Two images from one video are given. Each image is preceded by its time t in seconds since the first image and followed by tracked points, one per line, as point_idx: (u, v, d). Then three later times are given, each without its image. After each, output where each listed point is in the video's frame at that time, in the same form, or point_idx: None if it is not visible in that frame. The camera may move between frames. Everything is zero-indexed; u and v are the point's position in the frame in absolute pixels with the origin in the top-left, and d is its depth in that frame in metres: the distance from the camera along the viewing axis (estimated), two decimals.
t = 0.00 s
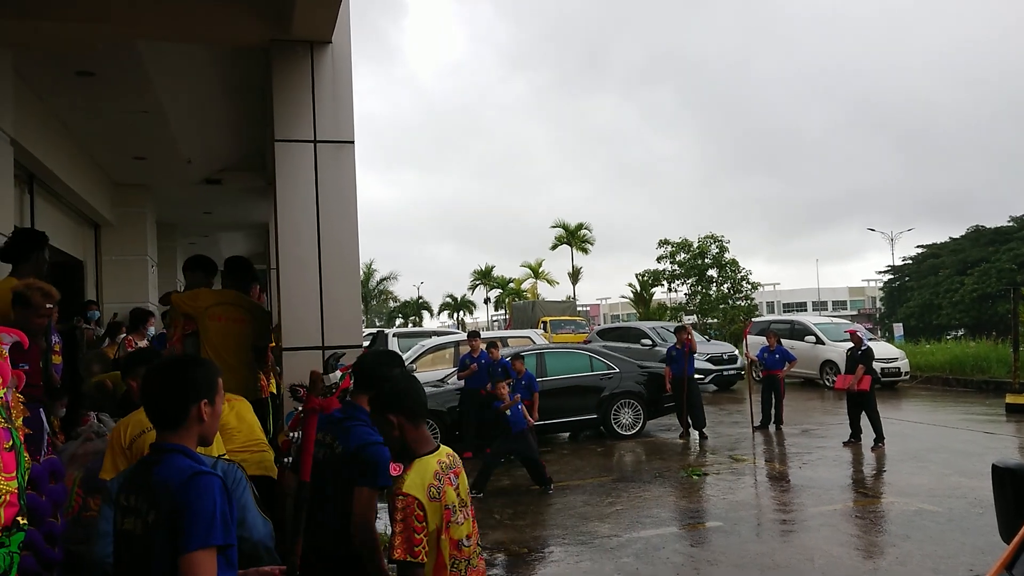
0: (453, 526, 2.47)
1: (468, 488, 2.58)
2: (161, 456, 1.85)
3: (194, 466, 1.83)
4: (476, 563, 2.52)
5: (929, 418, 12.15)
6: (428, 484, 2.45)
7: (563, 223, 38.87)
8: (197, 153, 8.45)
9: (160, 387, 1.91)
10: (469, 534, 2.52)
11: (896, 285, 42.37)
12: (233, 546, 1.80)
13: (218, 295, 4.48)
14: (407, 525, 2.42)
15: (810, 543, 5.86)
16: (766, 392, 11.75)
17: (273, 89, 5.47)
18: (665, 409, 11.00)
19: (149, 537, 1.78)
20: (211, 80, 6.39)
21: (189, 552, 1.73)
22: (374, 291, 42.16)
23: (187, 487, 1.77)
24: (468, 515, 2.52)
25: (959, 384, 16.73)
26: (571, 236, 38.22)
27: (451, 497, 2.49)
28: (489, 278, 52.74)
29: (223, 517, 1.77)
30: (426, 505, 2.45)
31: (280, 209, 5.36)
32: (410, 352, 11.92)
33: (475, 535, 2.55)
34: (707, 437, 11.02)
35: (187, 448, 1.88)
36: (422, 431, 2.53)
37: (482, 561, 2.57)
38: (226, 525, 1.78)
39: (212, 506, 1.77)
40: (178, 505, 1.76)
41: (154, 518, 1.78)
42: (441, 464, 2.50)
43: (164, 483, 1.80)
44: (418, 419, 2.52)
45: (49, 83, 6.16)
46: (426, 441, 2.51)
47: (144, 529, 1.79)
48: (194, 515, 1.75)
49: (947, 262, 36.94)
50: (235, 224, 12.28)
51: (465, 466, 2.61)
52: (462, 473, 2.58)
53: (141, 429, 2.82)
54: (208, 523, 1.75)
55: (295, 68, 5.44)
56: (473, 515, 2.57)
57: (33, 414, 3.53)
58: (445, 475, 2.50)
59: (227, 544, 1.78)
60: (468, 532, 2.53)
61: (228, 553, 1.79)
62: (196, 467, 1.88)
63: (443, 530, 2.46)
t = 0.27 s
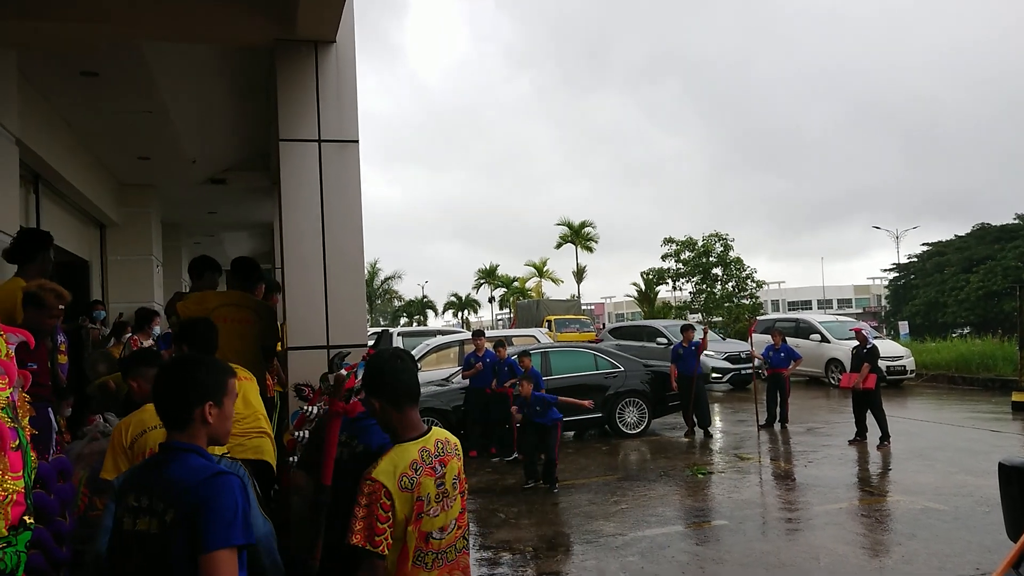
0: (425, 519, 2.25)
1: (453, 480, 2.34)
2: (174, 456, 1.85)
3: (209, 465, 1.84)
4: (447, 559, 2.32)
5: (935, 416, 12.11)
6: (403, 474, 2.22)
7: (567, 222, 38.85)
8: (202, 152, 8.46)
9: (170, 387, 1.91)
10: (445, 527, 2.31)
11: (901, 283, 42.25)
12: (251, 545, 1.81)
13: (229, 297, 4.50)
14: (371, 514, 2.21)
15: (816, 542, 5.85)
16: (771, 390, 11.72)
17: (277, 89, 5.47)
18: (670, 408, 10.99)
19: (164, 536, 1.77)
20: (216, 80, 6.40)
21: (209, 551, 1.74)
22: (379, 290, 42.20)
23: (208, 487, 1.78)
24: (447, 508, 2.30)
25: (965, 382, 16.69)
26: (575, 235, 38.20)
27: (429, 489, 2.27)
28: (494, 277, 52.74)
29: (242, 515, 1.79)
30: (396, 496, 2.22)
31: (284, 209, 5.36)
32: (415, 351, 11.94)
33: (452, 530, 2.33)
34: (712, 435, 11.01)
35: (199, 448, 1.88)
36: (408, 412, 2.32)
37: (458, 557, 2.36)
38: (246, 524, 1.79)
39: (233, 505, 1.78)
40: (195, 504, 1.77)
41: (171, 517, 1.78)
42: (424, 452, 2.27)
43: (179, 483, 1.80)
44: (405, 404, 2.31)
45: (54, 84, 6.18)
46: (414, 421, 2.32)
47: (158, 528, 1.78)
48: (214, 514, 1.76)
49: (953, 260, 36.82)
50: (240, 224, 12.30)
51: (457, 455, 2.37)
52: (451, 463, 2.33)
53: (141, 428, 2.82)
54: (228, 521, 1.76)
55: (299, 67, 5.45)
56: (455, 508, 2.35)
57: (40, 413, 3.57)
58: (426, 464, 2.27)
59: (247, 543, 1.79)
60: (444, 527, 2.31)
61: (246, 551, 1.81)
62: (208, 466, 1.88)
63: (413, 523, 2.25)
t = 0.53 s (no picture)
0: (412, 516, 2.28)
1: (455, 495, 2.31)
2: (199, 459, 1.83)
3: (234, 470, 1.81)
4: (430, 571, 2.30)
5: (942, 415, 12.07)
6: (394, 459, 2.29)
7: (573, 221, 38.84)
8: (207, 153, 8.48)
9: (197, 388, 1.90)
10: (435, 537, 2.30)
11: (908, 282, 42.12)
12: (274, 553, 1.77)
13: (232, 298, 4.56)
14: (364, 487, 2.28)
15: (823, 541, 5.83)
16: (777, 389, 11.70)
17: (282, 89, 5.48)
18: (677, 407, 10.98)
19: (187, 541, 1.73)
20: (222, 81, 6.42)
21: (232, 559, 1.69)
22: (385, 290, 42.30)
23: (231, 492, 1.74)
24: (435, 515, 2.29)
25: (972, 380, 16.62)
26: (581, 234, 38.21)
27: (422, 490, 2.29)
28: (500, 276, 52.84)
29: (265, 523, 1.75)
30: (386, 479, 2.30)
31: (290, 209, 5.37)
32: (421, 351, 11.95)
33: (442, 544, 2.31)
34: (718, 434, 10.99)
35: (223, 452, 1.86)
36: (438, 414, 2.37)
37: None
38: (269, 532, 1.75)
39: (256, 513, 1.74)
40: (219, 510, 1.73)
41: (194, 523, 1.74)
42: (426, 450, 2.31)
43: (203, 487, 1.76)
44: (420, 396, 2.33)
45: (61, 84, 6.20)
46: (438, 422, 2.36)
47: (181, 533, 1.74)
48: (237, 521, 1.72)
49: (960, 259, 36.69)
50: (247, 224, 12.32)
51: (468, 474, 2.33)
52: (457, 477, 2.31)
53: (139, 430, 2.86)
54: (251, 530, 1.72)
55: (304, 68, 5.46)
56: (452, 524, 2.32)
57: (49, 413, 3.60)
58: (425, 463, 2.31)
59: (269, 550, 1.75)
60: (432, 532, 2.30)
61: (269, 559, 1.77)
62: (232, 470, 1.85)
63: (395, 513, 2.29)
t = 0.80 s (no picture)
0: (384, 506, 2.43)
1: (429, 493, 2.32)
2: (226, 461, 1.80)
3: (257, 477, 1.77)
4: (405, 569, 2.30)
5: (949, 413, 12.03)
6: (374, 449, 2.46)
7: (578, 220, 38.82)
8: (213, 153, 8.50)
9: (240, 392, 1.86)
10: (411, 533, 2.32)
11: (914, 280, 41.97)
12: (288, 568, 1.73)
13: (240, 296, 4.54)
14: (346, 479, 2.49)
15: (830, 540, 5.81)
16: (784, 388, 11.67)
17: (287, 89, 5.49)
18: (682, 406, 10.96)
19: (202, 544, 1.73)
20: (228, 81, 6.43)
21: (242, 568, 1.68)
22: (390, 290, 42.35)
23: (247, 500, 1.71)
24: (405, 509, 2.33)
25: (979, 379, 16.56)
26: (586, 233, 38.20)
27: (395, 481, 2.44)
28: (505, 275, 52.85)
29: (278, 536, 1.71)
30: (365, 470, 2.47)
31: (296, 209, 5.38)
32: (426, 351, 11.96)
33: (416, 541, 2.32)
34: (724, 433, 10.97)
35: (250, 458, 1.81)
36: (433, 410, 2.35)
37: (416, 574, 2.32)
38: (282, 545, 1.71)
39: (270, 523, 1.71)
40: (234, 517, 1.71)
41: (210, 527, 1.73)
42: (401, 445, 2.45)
43: (223, 491, 1.74)
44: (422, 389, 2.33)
45: (67, 85, 6.22)
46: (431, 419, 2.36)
47: (198, 536, 1.74)
48: (250, 529, 1.70)
49: (967, 257, 36.56)
50: (252, 224, 12.35)
51: (446, 473, 2.32)
52: (434, 475, 2.31)
53: (135, 430, 2.87)
54: (263, 541, 1.69)
55: (310, 68, 5.47)
56: (427, 521, 2.33)
57: (57, 413, 3.62)
58: (400, 456, 2.45)
59: (282, 564, 1.72)
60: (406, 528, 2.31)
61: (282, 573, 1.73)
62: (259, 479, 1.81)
63: (371, 503, 2.46)
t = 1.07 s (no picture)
0: (382, 509, 2.29)
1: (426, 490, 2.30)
2: (256, 461, 1.80)
3: (279, 482, 1.76)
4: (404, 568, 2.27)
5: (956, 412, 11.98)
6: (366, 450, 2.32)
7: (583, 220, 38.80)
8: (220, 154, 8.53)
9: (279, 397, 1.88)
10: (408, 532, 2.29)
11: (921, 278, 41.81)
12: None
13: (249, 296, 4.55)
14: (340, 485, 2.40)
15: (837, 540, 5.80)
16: (791, 388, 11.64)
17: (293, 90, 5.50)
18: (689, 406, 10.94)
19: (223, 543, 1.74)
20: (234, 82, 6.45)
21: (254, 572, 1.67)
22: (396, 290, 42.40)
23: (265, 504, 1.70)
24: (402, 509, 2.28)
25: (987, 377, 16.47)
26: (592, 233, 38.17)
27: (392, 482, 2.30)
28: (511, 275, 52.88)
29: (296, 544, 1.70)
30: (360, 472, 2.35)
31: (303, 209, 5.40)
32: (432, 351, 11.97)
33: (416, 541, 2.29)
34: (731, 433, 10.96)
35: (280, 462, 1.81)
36: (417, 407, 2.37)
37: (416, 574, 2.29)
38: (299, 554, 1.70)
39: (287, 530, 1.70)
40: (253, 520, 1.71)
41: (231, 527, 1.74)
42: (398, 443, 2.31)
43: (248, 490, 1.75)
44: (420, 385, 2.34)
45: (75, 87, 6.25)
46: (415, 415, 2.37)
47: (220, 534, 1.75)
48: (266, 533, 1.69)
49: (974, 255, 36.40)
50: (259, 224, 12.38)
51: (443, 469, 2.31)
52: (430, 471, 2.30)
53: (149, 429, 2.91)
54: (280, 547, 1.68)
55: (316, 68, 5.48)
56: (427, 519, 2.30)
57: (64, 414, 3.64)
58: (396, 456, 2.31)
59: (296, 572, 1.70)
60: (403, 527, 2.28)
61: None
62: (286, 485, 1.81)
63: (368, 507, 2.32)
